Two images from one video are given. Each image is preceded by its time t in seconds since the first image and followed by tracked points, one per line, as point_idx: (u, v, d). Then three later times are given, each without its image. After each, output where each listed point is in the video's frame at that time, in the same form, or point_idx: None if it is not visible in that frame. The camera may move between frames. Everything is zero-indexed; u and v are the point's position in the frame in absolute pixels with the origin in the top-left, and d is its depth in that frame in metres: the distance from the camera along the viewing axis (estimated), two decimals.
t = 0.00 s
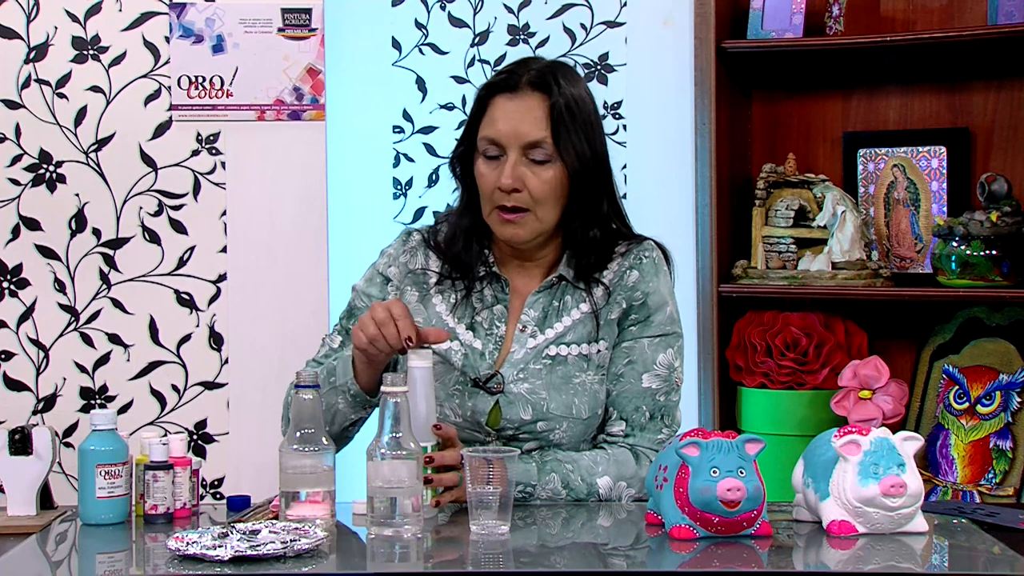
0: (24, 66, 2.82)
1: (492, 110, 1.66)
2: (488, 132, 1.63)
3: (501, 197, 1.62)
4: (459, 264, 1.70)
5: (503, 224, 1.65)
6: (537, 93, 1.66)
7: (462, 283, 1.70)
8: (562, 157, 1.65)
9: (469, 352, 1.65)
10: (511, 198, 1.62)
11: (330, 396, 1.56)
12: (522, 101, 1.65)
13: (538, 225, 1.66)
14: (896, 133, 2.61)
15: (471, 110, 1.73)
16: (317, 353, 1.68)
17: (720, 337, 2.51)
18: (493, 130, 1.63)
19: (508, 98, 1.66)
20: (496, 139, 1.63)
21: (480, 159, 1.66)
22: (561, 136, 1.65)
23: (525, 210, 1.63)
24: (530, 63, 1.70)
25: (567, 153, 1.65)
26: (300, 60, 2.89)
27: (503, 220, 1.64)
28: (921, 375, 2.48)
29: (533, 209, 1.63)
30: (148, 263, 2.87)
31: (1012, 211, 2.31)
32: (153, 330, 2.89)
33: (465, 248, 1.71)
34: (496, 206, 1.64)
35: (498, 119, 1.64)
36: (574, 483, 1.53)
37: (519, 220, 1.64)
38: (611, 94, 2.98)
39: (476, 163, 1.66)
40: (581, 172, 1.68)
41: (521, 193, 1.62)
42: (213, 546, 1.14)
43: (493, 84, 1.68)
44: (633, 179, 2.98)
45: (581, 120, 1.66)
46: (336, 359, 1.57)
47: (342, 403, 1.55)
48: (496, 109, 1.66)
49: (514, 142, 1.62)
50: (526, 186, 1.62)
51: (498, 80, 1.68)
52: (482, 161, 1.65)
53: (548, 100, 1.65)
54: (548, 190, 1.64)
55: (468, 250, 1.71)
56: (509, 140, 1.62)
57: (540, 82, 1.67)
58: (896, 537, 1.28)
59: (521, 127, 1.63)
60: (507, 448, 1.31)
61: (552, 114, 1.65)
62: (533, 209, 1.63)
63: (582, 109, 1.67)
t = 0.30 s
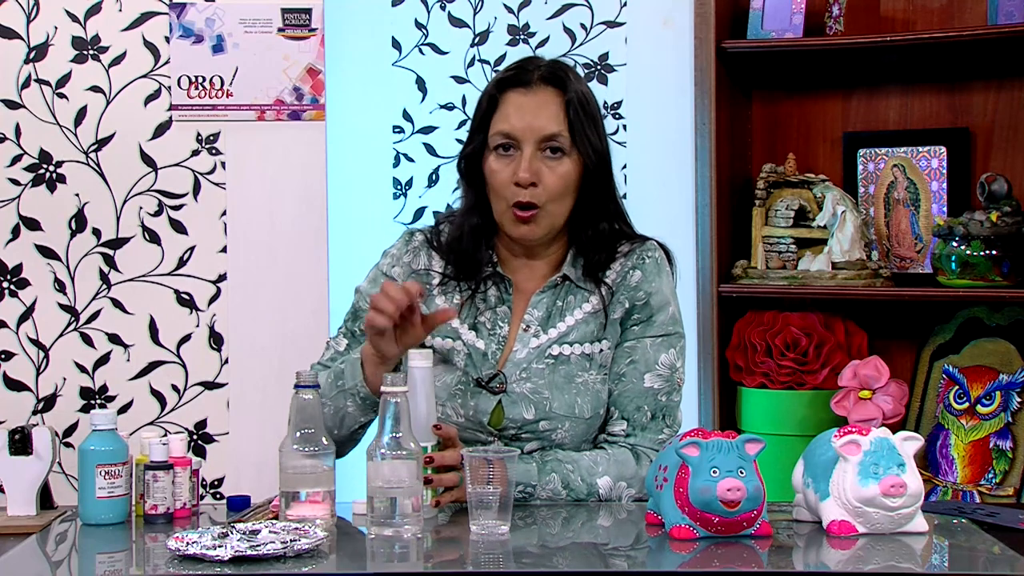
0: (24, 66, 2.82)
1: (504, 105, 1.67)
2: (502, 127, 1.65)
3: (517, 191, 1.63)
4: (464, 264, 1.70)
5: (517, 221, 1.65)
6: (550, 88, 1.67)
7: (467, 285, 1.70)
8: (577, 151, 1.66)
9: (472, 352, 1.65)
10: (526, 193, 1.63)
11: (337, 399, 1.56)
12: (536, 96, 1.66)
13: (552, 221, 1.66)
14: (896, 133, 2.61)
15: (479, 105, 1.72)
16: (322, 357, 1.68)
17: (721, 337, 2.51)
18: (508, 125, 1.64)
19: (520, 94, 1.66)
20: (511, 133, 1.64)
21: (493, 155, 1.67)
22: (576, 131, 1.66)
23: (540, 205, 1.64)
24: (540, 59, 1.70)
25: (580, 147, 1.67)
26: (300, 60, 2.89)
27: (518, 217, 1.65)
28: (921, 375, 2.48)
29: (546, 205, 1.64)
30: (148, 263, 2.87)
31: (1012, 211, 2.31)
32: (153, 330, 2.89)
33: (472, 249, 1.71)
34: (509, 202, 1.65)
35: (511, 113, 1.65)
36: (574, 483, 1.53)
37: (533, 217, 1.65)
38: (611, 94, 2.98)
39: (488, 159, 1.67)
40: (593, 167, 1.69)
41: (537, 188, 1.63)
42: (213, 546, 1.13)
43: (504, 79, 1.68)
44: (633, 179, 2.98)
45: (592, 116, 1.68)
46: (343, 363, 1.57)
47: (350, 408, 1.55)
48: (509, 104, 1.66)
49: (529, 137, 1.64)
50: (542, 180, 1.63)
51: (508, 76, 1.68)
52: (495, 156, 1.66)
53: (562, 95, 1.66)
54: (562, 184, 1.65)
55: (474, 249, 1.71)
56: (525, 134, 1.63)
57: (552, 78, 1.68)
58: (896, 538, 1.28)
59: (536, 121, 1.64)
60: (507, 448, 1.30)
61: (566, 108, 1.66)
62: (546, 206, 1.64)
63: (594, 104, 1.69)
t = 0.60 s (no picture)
0: (24, 66, 2.82)
1: (496, 113, 1.66)
2: (493, 135, 1.64)
3: (507, 201, 1.63)
4: (460, 264, 1.71)
5: (509, 227, 1.65)
6: (541, 96, 1.65)
7: (465, 287, 1.70)
8: (568, 158, 1.66)
9: (471, 353, 1.64)
10: (517, 202, 1.62)
11: (332, 414, 1.55)
12: (527, 104, 1.64)
13: (546, 226, 1.66)
14: (896, 133, 2.61)
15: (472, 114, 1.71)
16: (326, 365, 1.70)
17: (720, 337, 2.51)
18: (499, 133, 1.63)
19: (510, 103, 1.65)
20: (502, 142, 1.63)
21: (485, 163, 1.66)
22: (567, 141, 1.66)
23: (532, 213, 1.64)
24: (532, 64, 1.69)
25: (569, 156, 1.66)
26: (300, 60, 2.89)
27: (510, 223, 1.65)
28: (921, 375, 2.48)
29: (538, 213, 1.64)
30: (148, 263, 2.87)
31: (1012, 211, 2.31)
32: (153, 330, 2.89)
33: (468, 252, 1.71)
34: (501, 209, 1.64)
35: (503, 122, 1.64)
36: (574, 483, 1.53)
37: (526, 224, 1.64)
38: (611, 94, 2.98)
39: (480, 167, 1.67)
40: (586, 171, 1.69)
41: (528, 197, 1.62)
42: (213, 547, 1.13)
43: (495, 89, 1.67)
44: (633, 179, 2.98)
45: (583, 122, 1.67)
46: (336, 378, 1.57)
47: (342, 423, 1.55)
48: (500, 112, 1.65)
49: (519, 146, 1.63)
50: (534, 189, 1.63)
51: (499, 84, 1.67)
52: (486, 165, 1.66)
53: (553, 103, 1.65)
54: (554, 191, 1.64)
55: (470, 252, 1.72)
56: (515, 143, 1.62)
57: (542, 85, 1.66)
58: (896, 537, 1.28)
59: (526, 130, 1.63)
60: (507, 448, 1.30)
61: (556, 116, 1.65)
62: (538, 213, 1.64)
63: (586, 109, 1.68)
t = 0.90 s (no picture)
0: (24, 66, 2.82)
1: (498, 106, 1.67)
2: (495, 125, 1.65)
3: (507, 192, 1.63)
4: (458, 265, 1.71)
5: (508, 218, 1.65)
6: (543, 91, 1.66)
7: (462, 287, 1.70)
8: (569, 153, 1.65)
9: (469, 355, 1.65)
10: (517, 194, 1.62)
11: (335, 417, 1.56)
12: (530, 98, 1.65)
13: (546, 220, 1.66)
14: (896, 133, 2.61)
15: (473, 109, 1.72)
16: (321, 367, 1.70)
17: (720, 337, 2.51)
18: (502, 125, 1.64)
19: (513, 97, 1.66)
20: (503, 132, 1.64)
21: (486, 155, 1.67)
22: (568, 134, 1.65)
23: (532, 205, 1.64)
24: (535, 61, 1.70)
25: (570, 152, 1.65)
26: (300, 60, 2.89)
27: (509, 215, 1.65)
28: (921, 375, 2.48)
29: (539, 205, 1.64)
30: (148, 263, 2.88)
31: (1012, 212, 2.30)
32: (153, 330, 2.89)
33: (466, 250, 1.71)
34: (501, 199, 1.64)
35: (505, 114, 1.65)
36: (575, 484, 1.53)
37: (525, 216, 1.64)
38: (611, 94, 2.98)
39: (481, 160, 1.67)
40: (586, 171, 1.68)
41: (528, 189, 1.62)
42: (213, 546, 1.13)
43: (498, 83, 1.68)
44: (632, 179, 2.99)
45: (585, 119, 1.67)
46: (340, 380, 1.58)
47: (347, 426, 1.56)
48: (502, 105, 1.66)
49: (521, 138, 1.63)
50: (535, 181, 1.62)
51: (502, 79, 1.67)
52: (487, 157, 1.66)
53: (555, 98, 1.66)
54: (555, 185, 1.64)
55: (468, 251, 1.71)
56: (517, 134, 1.63)
57: (546, 80, 1.67)
58: (896, 538, 1.28)
59: (528, 123, 1.63)
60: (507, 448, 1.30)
61: (558, 111, 1.65)
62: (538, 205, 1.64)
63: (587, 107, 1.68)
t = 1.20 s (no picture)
0: (24, 66, 2.82)
1: (495, 113, 1.66)
2: (492, 135, 1.64)
3: (506, 200, 1.63)
4: (459, 266, 1.71)
5: (507, 224, 1.64)
6: (539, 96, 1.65)
7: (463, 288, 1.70)
8: (566, 159, 1.65)
9: (469, 356, 1.65)
10: (516, 202, 1.62)
11: (347, 425, 1.57)
12: (526, 104, 1.64)
13: (546, 225, 1.66)
14: (896, 133, 2.61)
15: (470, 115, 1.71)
16: (327, 373, 1.69)
17: (720, 338, 2.51)
18: (498, 133, 1.63)
19: (509, 103, 1.65)
20: (500, 141, 1.63)
21: (484, 163, 1.66)
22: (566, 143, 1.65)
23: (531, 211, 1.63)
24: (532, 64, 1.68)
25: (567, 156, 1.65)
26: (300, 60, 2.89)
27: (508, 221, 1.64)
28: (921, 375, 2.48)
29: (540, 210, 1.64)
30: (148, 263, 2.88)
31: (1012, 211, 2.30)
32: (153, 330, 2.89)
33: (465, 253, 1.71)
34: (500, 205, 1.64)
35: (501, 122, 1.64)
36: (575, 484, 1.53)
37: (525, 222, 1.64)
38: (611, 94, 2.98)
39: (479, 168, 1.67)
40: (584, 172, 1.68)
41: (527, 196, 1.62)
42: (213, 546, 1.13)
43: (493, 89, 1.67)
44: (632, 179, 2.99)
45: (582, 121, 1.67)
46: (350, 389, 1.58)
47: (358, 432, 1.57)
48: (499, 112, 1.65)
49: (518, 146, 1.63)
50: (532, 189, 1.62)
51: (498, 84, 1.67)
52: (485, 164, 1.65)
53: (551, 103, 1.65)
54: (553, 191, 1.63)
55: (469, 253, 1.71)
56: (514, 142, 1.62)
57: (541, 85, 1.66)
58: (896, 537, 1.28)
59: (525, 130, 1.63)
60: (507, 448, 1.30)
61: (554, 116, 1.64)
62: (539, 211, 1.64)
63: (583, 109, 1.68)
